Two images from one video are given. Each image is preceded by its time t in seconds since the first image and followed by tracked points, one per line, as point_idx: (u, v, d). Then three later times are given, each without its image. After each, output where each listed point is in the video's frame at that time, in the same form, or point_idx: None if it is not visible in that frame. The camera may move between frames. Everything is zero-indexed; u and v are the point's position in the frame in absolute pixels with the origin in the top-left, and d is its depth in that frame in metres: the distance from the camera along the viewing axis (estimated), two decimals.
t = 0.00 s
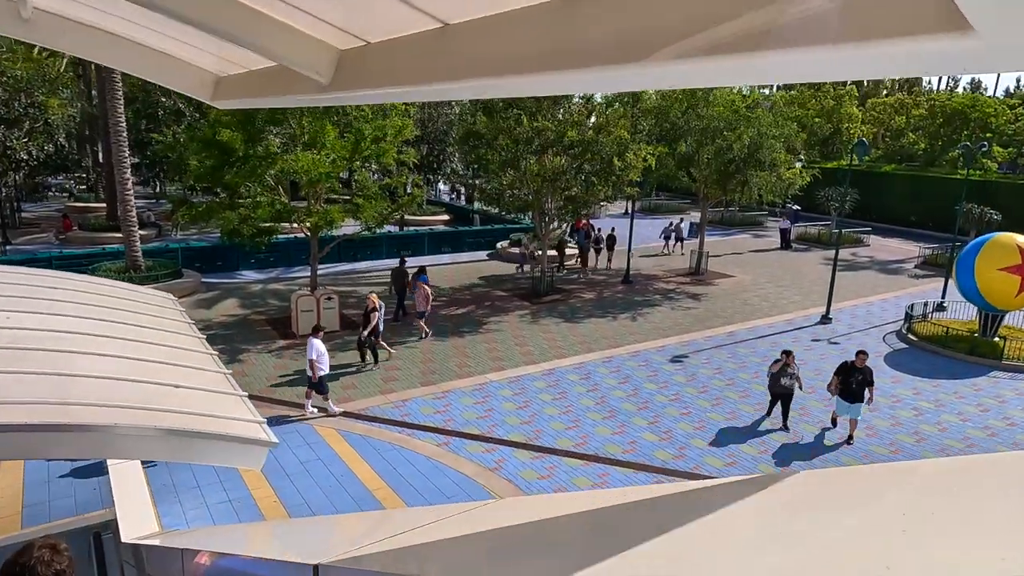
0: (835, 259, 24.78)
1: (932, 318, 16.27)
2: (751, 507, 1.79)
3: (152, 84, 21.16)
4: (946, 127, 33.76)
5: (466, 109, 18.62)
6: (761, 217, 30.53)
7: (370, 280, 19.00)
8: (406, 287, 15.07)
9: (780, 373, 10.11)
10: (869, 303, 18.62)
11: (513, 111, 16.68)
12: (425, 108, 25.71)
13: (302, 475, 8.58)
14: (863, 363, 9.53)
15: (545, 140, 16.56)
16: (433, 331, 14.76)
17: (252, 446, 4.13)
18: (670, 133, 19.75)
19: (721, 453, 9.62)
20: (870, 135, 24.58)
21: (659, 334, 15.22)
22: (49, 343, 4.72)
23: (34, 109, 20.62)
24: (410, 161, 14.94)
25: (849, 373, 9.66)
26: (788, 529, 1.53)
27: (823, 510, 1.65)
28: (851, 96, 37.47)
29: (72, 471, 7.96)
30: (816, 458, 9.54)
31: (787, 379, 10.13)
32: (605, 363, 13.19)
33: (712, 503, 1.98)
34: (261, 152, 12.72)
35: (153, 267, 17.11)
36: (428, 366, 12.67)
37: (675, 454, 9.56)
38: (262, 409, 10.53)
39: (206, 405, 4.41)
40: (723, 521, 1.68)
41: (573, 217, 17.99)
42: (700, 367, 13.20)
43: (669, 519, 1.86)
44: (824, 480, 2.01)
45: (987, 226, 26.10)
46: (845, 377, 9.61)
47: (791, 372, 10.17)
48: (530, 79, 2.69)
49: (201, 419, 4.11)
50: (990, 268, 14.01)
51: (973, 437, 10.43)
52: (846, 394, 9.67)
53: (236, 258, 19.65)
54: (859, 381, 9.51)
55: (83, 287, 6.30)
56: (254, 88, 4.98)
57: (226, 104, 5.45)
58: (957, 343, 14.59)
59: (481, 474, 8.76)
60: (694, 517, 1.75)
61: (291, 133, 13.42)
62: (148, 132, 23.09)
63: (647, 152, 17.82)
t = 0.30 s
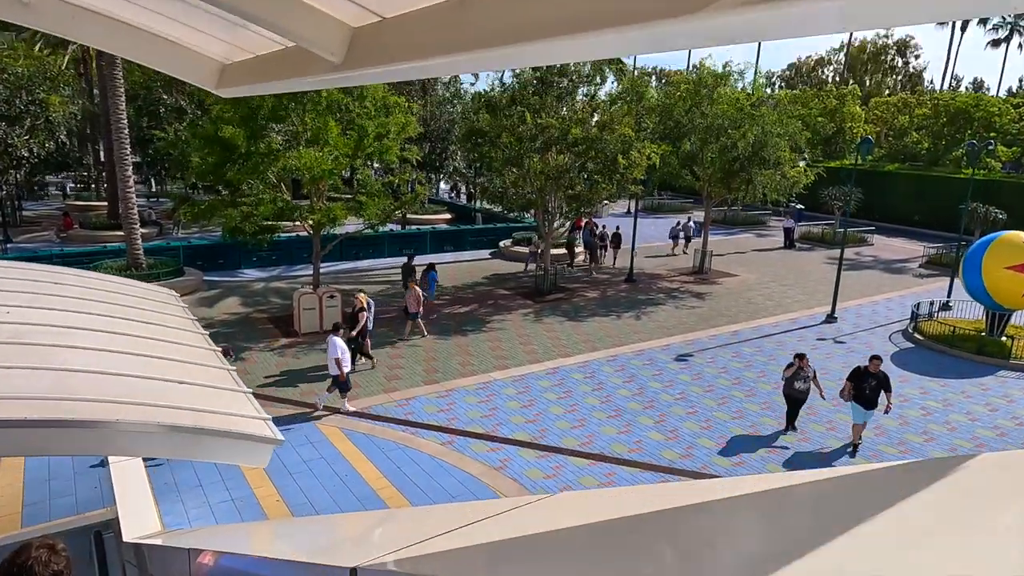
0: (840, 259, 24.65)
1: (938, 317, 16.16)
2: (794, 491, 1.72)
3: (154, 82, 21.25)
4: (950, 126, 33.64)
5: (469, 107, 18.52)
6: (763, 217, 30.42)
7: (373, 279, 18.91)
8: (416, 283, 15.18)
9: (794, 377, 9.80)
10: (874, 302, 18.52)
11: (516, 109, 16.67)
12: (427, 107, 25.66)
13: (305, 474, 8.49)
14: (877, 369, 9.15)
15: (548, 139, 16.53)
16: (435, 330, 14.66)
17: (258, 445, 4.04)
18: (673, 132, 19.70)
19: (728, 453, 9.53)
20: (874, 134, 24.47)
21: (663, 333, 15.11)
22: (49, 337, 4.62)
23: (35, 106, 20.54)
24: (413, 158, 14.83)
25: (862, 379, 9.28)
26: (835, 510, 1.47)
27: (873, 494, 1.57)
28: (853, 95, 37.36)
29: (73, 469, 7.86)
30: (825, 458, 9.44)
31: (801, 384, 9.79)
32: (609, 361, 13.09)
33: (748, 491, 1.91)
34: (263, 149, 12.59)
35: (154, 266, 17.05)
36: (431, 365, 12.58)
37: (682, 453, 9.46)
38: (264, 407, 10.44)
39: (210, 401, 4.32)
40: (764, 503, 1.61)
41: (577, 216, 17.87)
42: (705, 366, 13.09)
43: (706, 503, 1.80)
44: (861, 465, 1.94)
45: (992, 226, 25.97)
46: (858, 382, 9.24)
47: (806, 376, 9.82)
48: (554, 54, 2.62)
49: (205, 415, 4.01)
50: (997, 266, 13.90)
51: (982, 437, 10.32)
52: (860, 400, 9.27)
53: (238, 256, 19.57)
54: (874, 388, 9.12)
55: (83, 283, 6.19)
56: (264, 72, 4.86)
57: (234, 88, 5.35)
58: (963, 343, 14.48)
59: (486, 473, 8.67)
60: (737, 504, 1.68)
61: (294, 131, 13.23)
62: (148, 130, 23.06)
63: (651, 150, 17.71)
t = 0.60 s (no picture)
0: (845, 258, 24.51)
1: (946, 316, 16.02)
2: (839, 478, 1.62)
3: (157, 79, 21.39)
4: (955, 125, 33.43)
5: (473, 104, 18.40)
6: (768, 215, 30.27)
7: (376, 277, 18.81)
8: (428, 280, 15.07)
9: (807, 386, 9.37)
10: (881, 300, 18.40)
11: (521, 106, 16.68)
12: (430, 104, 25.59)
13: (310, 472, 8.40)
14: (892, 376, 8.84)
15: (553, 135, 16.50)
16: (439, 328, 14.56)
17: (266, 440, 3.95)
18: (678, 129, 19.63)
19: (737, 452, 9.42)
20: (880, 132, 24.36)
21: (669, 331, 15.02)
22: (52, 331, 4.53)
23: (37, 103, 20.51)
24: (418, 155, 14.72)
25: (877, 386, 8.96)
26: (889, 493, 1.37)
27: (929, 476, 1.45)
28: (857, 94, 37.24)
29: (76, 466, 7.79)
30: (835, 457, 9.33)
31: (815, 392, 9.36)
32: (615, 360, 12.99)
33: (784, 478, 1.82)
34: (266, 145, 12.50)
35: (157, 263, 16.97)
36: (436, 363, 12.49)
37: (689, 452, 9.36)
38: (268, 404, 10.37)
39: (215, 397, 4.23)
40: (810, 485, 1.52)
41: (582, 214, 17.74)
42: (711, 364, 13.00)
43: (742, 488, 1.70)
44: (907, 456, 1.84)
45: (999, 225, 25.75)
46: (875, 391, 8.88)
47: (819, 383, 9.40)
48: (578, 22, 2.54)
49: (210, 410, 3.92)
50: (1006, 264, 13.77)
51: (994, 436, 10.19)
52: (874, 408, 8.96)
53: (241, 254, 19.49)
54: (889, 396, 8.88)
55: (87, 277, 6.10)
56: (275, 54, 4.79)
57: (246, 74, 5.30)
58: (972, 341, 14.34)
59: (492, 472, 8.57)
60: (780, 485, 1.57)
61: (298, 127, 13.06)
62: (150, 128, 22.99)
63: (657, 147, 17.58)
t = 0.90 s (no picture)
0: (853, 256, 24.34)
1: (956, 314, 15.87)
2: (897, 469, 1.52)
3: (162, 75, 21.43)
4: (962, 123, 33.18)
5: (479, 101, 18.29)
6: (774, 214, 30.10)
7: (381, 274, 18.71)
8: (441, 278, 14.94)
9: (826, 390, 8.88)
10: (889, 299, 18.24)
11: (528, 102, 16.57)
12: (435, 102, 25.47)
13: (317, 470, 8.31)
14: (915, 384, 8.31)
15: (561, 132, 16.39)
16: (445, 326, 14.46)
17: (276, 436, 3.85)
18: (684, 126, 19.48)
19: (748, 450, 9.30)
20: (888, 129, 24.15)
21: (677, 329, 14.92)
22: (60, 325, 4.44)
23: (42, 99, 20.45)
24: (424, 151, 14.62)
25: (899, 393, 8.48)
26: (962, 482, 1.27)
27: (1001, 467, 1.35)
28: (863, 92, 37.02)
29: (81, 463, 7.71)
30: (848, 456, 9.21)
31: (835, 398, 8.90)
32: (623, 358, 12.88)
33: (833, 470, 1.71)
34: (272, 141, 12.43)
35: (162, 260, 16.89)
36: (443, 360, 12.40)
37: (700, 451, 9.24)
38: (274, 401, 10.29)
39: (225, 391, 4.14)
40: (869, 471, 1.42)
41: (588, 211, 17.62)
42: (721, 363, 12.89)
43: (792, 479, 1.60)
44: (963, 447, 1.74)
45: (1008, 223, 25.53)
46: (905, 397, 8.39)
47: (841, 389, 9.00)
48: None
49: (219, 405, 3.82)
50: (1019, 261, 13.63)
51: (1008, 435, 10.06)
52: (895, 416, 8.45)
53: (246, 251, 19.41)
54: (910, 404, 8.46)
55: (94, 272, 6.01)
56: (292, 33, 4.73)
57: (262, 57, 5.25)
58: (983, 340, 14.20)
59: (501, 470, 8.47)
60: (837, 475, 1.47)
61: (304, 123, 12.98)
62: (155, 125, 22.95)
63: (664, 143, 17.44)
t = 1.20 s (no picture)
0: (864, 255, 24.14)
1: (971, 313, 15.68)
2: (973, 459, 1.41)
3: (171, 71, 21.45)
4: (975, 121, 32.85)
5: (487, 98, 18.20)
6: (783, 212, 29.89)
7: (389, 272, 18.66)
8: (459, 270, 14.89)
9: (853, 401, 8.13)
10: (902, 297, 18.06)
11: (538, 98, 16.48)
12: (443, 99, 25.43)
13: (327, 467, 8.23)
14: (945, 391, 7.61)
15: (570, 128, 16.29)
16: (454, 323, 14.37)
17: (292, 432, 3.76)
18: (694, 123, 19.33)
19: (762, 450, 9.17)
20: (902, 127, 23.92)
21: (687, 327, 14.79)
22: (71, 317, 4.36)
23: (52, 95, 20.54)
24: (433, 147, 14.54)
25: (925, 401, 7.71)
26: None
27: None
28: (874, 90, 36.75)
29: (90, 459, 7.66)
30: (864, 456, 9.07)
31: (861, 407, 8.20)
32: (634, 355, 12.76)
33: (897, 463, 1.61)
34: (281, 136, 12.37)
35: (170, 256, 16.90)
36: (452, 357, 12.31)
37: (714, 450, 9.12)
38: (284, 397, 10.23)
39: (240, 385, 4.05)
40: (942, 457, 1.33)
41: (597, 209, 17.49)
42: (733, 361, 12.76)
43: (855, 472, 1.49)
44: None
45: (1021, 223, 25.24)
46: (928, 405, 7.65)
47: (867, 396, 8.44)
48: None
49: (233, 399, 3.73)
50: None
51: None
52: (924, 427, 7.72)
53: (254, 248, 19.38)
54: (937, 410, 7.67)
55: (104, 265, 5.93)
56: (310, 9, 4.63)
57: (280, 38, 5.16)
58: (999, 339, 14.01)
59: (513, 468, 8.36)
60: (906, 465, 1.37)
61: (313, 118, 12.93)
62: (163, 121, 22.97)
63: (674, 140, 17.31)
